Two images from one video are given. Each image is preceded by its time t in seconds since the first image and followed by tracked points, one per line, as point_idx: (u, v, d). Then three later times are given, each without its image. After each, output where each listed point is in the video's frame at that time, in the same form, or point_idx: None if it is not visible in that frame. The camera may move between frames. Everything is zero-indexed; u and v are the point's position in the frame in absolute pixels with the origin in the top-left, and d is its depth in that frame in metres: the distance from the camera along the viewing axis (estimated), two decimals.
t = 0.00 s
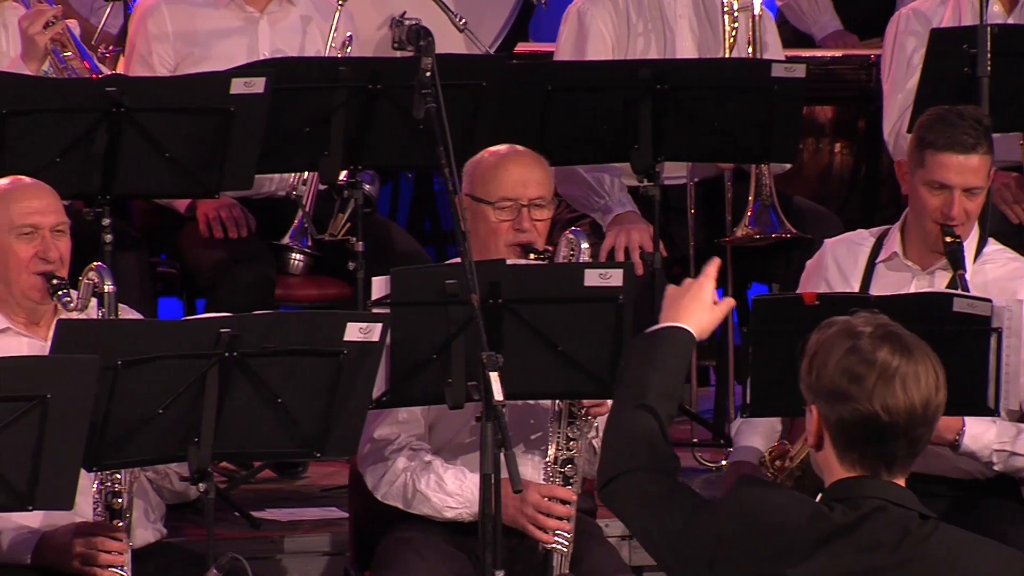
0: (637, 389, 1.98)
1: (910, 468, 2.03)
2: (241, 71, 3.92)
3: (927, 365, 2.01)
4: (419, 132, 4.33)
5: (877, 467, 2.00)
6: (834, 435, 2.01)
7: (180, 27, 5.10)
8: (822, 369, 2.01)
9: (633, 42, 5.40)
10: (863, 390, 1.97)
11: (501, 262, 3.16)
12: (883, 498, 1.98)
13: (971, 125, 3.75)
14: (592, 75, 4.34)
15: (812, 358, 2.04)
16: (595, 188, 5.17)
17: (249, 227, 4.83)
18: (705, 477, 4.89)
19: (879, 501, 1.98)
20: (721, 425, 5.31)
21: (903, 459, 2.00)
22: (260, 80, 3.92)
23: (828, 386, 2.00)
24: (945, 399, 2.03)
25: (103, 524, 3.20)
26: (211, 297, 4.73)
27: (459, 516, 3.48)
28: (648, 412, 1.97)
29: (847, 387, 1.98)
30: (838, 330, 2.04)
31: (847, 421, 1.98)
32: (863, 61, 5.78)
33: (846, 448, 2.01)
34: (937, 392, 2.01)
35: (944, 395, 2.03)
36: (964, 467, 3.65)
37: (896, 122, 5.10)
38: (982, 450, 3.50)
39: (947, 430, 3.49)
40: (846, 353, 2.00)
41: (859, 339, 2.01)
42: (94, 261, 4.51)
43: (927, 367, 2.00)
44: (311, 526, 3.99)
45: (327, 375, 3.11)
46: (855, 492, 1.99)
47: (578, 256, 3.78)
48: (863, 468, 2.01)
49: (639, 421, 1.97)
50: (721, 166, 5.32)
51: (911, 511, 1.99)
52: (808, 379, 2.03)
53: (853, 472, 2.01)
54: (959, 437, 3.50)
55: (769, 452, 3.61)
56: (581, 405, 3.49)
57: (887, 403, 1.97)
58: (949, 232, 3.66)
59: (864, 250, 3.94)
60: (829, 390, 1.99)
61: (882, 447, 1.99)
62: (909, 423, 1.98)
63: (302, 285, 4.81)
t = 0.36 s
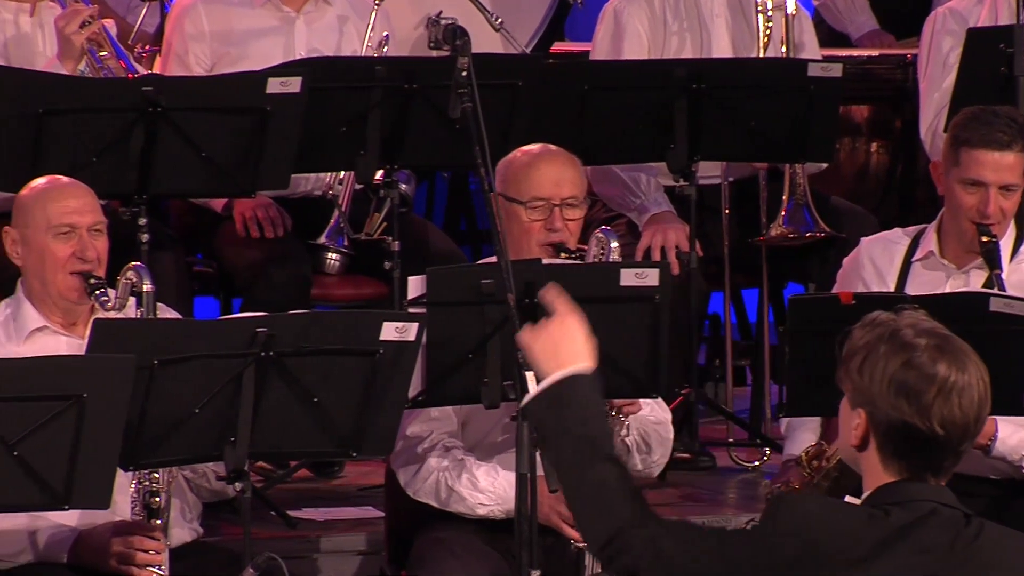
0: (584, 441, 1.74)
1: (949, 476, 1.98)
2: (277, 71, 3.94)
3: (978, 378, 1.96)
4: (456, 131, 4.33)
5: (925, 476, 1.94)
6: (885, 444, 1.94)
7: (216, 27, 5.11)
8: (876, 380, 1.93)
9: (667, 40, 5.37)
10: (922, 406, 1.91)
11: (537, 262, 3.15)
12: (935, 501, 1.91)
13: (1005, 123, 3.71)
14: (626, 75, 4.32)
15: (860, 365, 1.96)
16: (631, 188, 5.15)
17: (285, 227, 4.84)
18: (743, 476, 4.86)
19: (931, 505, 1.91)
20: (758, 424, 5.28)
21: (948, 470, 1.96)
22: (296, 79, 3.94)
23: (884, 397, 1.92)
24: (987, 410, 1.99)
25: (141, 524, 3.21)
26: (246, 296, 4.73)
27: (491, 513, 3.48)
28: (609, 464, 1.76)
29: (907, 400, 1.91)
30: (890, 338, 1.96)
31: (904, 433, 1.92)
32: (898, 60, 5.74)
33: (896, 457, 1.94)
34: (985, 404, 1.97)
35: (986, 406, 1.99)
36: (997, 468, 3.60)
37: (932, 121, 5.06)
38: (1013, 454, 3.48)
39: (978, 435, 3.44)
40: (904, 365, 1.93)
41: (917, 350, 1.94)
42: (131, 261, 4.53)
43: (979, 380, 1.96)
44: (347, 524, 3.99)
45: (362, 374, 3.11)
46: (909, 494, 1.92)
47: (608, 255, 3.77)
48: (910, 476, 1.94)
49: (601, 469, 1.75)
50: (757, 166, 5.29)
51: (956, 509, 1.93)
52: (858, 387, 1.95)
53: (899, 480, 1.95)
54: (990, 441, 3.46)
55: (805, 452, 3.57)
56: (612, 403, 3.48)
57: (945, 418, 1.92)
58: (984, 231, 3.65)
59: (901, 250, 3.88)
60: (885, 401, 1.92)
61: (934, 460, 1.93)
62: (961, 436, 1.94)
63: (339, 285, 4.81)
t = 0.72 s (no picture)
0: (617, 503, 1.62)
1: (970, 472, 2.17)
2: (313, 70, 3.95)
3: (996, 377, 2.15)
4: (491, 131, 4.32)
5: (945, 473, 2.14)
6: (909, 442, 2.15)
7: (252, 27, 5.13)
8: (900, 381, 2.14)
9: (701, 39, 5.35)
10: (943, 406, 2.11)
11: (572, 262, 3.14)
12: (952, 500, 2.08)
13: None
14: (661, 73, 4.30)
15: (882, 366, 2.16)
16: (666, 188, 5.12)
17: (320, 227, 4.85)
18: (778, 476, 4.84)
19: (953, 503, 2.08)
20: (794, 425, 5.24)
21: (969, 466, 2.15)
22: (332, 79, 3.95)
23: (910, 398, 2.13)
24: (1006, 408, 2.18)
25: (176, 524, 3.22)
26: (280, 296, 4.74)
27: (523, 513, 3.48)
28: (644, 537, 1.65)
29: (930, 398, 2.11)
30: (913, 342, 2.15)
31: (927, 431, 2.13)
32: (933, 60, 5.65)
33: (919, 454, 2.15)
34: (1002, 403, 2.15)
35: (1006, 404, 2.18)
36: None
37: (968, 120, 5.01)
38: None
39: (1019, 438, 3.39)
40: (927, 366, 2.12)
41: (937, 352, 2.13)
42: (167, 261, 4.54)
43: (996, 380, 2.14)
44: (382, 524, 3.98)
45: (397, 374, 3.11)
46: (931, 496, 2.09)
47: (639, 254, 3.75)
48: (932, 472, 2.15)
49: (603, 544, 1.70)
50: (792, 165, 5.25)
51: (974, 508, 2.08)
52: (880, 387, 2.16)
53: (922, 478, 2.15)
54: None
55: (842, 451, 3.53)
56: (642, 403, 3.46)
57: (967, 417, 2.11)
58: None
59: (937, 250, 3.85)
60: (910, 403, 2.13)
61: (955, 456, 2.13)
62: (982, 434, 2.13)
63: (373, 285, 4.83)
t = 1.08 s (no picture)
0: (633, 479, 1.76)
1: (955, 466, 2.19)
2: (352, 70, 3.96)
3: (978, 374, 2.16)
4: (530, 131, 4.32)
5: (926, 466, 2.17)
6: (888, 435, 2.18)
7: (291, 27, 5.14)
8: (880, 376, 2.17)
9: (738, 39, 5.32)
10: (922, 403, 2.14)
11: (611, 262, 3.13)
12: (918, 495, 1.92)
13: None
14: (699, 72, 4.28)
15: (866, 360, 2.20)
16: (705, 187, 5.09)
17: (359, 226, 4.86)
18: (818, 476, 4.81)
19: (928, 497, 2.10)
20: (834, 424, 5.22)
21: (952, 461, 2.17)
22: (371, 79, 3.96)
23: (887, 393, 2.16)
24: (991, 404, 2.19)
25: (214, 523, 3.23)
26: (319, 296, 4.75)
27: (561, 513, 3.46)
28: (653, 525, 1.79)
29: (908, 393, 2.15)
30: (894, 337, 2.18)
31: (904, 426, 2.16)
32: (972, 59, 5.54)
33: (898, 448, 2.18)
34: (985, 400, 2.17)
35: (991, 400, 2.19)
36: None
37: (1008, 120, 4.96)
38: None
39: None
40: (905, 361, 2.15)
41: (917, 348, 2.15)
42: (206, 261, 4.56)
43: (978, 376, 2.16)
44: (420, 523, 3.99)
45: (435, 373, 3.11)
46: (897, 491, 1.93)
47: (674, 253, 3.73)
48: (911, 466, 2.18)
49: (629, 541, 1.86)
50: (830, 165, 5.21)
51: (953, 502, 2.10)
52: (863, 382, 2.20)
53: (904, 471, 2.18)
54: None
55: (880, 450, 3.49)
56: (679, 402, 3.45)
57: (944, 412, 2.13)
58: None
59: (975, 249, 3.85)
60: (888, 397, 2.16)
61: (935, 451, 2.16)
62: (962, 430, 2.15)
63: (412, 284, 4.81)
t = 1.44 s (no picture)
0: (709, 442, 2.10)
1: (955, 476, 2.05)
2: (397, 69, 3.97)
3: (984, 380, 2.03)
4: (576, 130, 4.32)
5: (923, 473, 2.02)
6: (888, 441, 2.03)
7: (337, 27, 5.16)
8: (883, 379, 2.03)
9: (785, 39, 5.27)
10: (923, 408, 2.00)
11: (657, 261, 3.11)
12: (914, 501, 1.97)
13: None
14: (742, 72, 4.24)
15: (869, 363, 2.06)
16: (751, 187, 5.06)
17: (405, 226, 4.86)
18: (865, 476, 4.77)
19: (911, 505, 1.97)
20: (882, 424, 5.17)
21: (951, 470, 2.03)
22: (417, 78, 3.97)
23: (888, 397, 2.02)
24: (996, 412, 2.06)
25: (260, 523, 3.25)
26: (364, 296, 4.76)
27: (606, 513, 3.45)
28: (694, 498, 2.12)
29: (910, 398, 2.00)
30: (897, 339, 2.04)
31: (904, 432, 2.01)
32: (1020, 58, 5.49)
33: (897, 454, 2.03)
34: (990, 407, 2.04)
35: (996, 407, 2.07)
36: None
37: None
38: None
39: None
40: (909, 365, 2.01)
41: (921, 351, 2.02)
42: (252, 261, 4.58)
43: (984, 382, 2.03)
44: (466, 522, 3.99)
45: (480, 373, 3.11)
46: (894, 493, 1.99)
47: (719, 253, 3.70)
48: (909, 473, 2.03)
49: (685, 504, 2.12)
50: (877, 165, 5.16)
51: (938, 510, 1.97)
52: (864, 385, 2.05)
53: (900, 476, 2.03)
54: None
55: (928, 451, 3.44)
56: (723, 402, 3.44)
57: (947, 419, 1.99)
58: None
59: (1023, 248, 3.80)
60: (888, 402, 2.02)
61: (936, 459, 2.01)
62: (965, 437, 2.01)
63: (457, 284, 4.86)
